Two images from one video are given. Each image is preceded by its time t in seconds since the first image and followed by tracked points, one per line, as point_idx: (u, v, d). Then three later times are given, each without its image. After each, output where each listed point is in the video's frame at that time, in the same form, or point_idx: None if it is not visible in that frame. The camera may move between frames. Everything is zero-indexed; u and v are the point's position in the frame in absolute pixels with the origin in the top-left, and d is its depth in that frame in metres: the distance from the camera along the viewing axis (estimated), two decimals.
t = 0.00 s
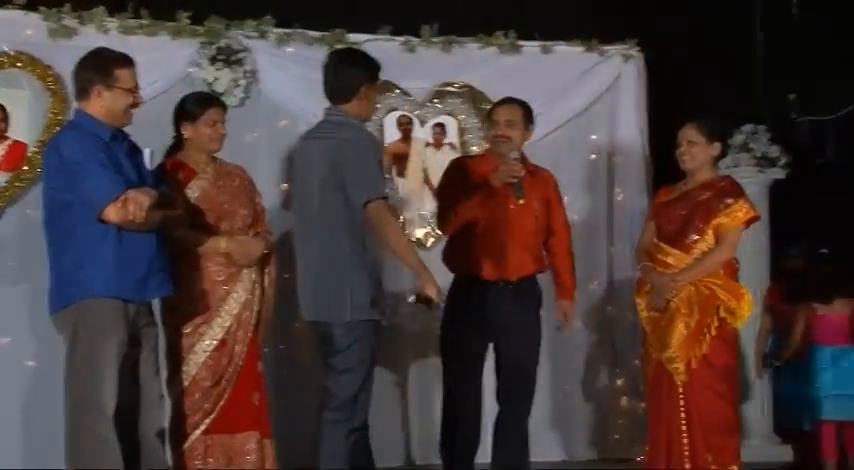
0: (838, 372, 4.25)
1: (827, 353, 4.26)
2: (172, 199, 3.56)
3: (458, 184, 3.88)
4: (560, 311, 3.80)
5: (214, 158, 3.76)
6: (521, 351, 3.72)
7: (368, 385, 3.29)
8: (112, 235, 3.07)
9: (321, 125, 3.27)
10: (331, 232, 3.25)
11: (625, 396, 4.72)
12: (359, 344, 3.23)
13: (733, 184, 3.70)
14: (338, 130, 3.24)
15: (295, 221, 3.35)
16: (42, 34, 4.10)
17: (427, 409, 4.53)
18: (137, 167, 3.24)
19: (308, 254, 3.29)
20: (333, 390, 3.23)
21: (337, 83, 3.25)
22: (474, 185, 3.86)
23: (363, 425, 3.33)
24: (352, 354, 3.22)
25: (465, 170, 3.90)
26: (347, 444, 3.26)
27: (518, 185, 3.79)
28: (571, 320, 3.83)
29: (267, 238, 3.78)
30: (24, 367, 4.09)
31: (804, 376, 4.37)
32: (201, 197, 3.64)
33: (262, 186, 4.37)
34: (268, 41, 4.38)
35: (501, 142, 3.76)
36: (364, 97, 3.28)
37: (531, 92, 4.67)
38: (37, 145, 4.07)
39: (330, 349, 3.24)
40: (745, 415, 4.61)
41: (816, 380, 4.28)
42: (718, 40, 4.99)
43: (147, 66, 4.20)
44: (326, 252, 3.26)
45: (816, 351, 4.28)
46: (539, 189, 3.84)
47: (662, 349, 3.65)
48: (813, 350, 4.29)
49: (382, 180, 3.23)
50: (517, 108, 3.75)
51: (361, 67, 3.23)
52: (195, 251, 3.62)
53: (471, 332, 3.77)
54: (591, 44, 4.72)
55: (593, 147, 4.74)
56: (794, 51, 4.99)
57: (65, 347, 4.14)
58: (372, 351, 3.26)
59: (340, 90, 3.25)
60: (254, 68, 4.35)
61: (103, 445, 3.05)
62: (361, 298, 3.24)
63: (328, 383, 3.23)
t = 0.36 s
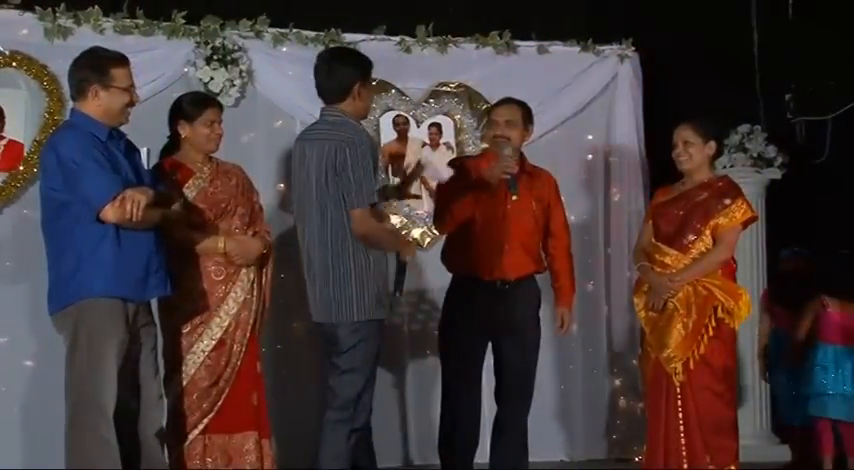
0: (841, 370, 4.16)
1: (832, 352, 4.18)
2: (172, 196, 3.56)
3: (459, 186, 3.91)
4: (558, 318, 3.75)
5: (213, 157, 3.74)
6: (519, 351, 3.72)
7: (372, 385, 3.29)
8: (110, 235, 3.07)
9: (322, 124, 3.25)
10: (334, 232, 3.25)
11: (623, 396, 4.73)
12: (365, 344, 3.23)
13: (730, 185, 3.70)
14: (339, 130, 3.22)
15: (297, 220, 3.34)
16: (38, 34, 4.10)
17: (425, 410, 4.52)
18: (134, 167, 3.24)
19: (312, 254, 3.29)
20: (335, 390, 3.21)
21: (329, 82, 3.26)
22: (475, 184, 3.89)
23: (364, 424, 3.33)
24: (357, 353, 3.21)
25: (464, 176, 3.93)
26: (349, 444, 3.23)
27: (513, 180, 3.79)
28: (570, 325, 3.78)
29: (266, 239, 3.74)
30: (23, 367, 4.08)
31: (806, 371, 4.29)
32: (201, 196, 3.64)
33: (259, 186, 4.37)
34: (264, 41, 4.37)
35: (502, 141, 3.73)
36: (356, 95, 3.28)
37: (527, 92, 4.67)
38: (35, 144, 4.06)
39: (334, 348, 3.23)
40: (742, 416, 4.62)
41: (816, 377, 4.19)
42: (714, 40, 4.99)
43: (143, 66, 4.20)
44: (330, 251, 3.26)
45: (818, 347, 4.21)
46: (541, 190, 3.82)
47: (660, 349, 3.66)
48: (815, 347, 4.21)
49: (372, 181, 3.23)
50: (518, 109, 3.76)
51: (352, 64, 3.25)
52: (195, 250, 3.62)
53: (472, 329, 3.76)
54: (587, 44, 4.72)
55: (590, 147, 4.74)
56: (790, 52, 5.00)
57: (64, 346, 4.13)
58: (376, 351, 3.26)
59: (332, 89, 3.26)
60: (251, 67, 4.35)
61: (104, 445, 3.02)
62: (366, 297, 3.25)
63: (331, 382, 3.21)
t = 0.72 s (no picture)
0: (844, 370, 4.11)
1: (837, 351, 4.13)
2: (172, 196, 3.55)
3: (452, 182, 3.88)
4: (555, 317, 3.75)
5: (215, 157, 3.74)
6: (519, 351, 3.72)
7: (373, 385, 3.29)
8: (110, 234, 3.07)
9: (326, 123, 3.27)
10: (338, 226, 3.25)
11: (622, 396, 4.73)
12: (366, 343, 3.23)
13: (730, 184, 3.70)
14: (350, 129, 3.23)
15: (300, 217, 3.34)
16: (38, 33, 4.10)
17: (424, 410, 4.52)
18: (135, 166, 3.24)
19: (314, 248, 3.28)
20: (337, 389, 3.22)
21: (332, 82, 3.25)
22: (470, 180, 3.87)
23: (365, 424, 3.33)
24: (359, 352, 3.21)
25: (458, 174, 3.90)
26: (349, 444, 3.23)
27: (500, 173, 3.84)
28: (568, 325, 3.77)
29: (266, 240, 3.73)
30: (22, 366, 4.08)
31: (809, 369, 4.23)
32: (201, 197, 3.64)
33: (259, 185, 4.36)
34: (264, 41, 4.38)
35: (499, 141, 3.75)
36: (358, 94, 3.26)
37: (527, 92, 4.68)
38: (34, 144, 4.06)
39: (336, 346, 3.23)
40: (741, 416, 4.64)
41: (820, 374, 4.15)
42: (713, 40, 4.99)
43: (142, 66, 4.20)
44: (333, 244, 3.25)
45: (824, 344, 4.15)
46: (537, 190, 3.82)
47: (660, 349, 3.66)
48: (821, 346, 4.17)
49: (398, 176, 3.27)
50: (514, 108, 3.76)
51: (356, 65, 3.23)
52: (196, 251, 3.61)
53: (472, 330, 3.75)
54: (586, 43, 4.72)
55: (589, 147, 4.75)
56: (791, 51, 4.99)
57: (64, 346, 4.13)
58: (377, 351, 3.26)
59: (337, 89, 3.25)
60: (251, 67, 4.35)
61: (103, 446, 3.02)
62: (370, 292, 3.24)
63: (332, 381, 3.22)
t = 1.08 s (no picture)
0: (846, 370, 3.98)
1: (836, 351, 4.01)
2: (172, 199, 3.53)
3: (448, 182, 3.87)
4: (550, 314, 3.74)
5: (215, 158, 3.74)
6: (519, 351, 3.72)
7: (376, 385, 3.27)
8: (110, 234, 3.07)
9: (333, 123, 3.25)
10: (348, 222, 3.23)
11: (623, 396, 4.72)
12: (371, 344, 3.22)
13: (730, 183, 3.70)
14: (369, 129, 3.21)
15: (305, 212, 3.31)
16: (38, 32, 4.10)
17: (424, 409, 4.52)
18: (135, 165, 3.24)
19: (325, 244, 3.25)
20: (340, 388, 3.20)
21: (342, 83, 3.23)
22: (465, 181, 3.86)
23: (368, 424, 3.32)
24: (365, 352, 3.21)
25: (454, 173, 3.88)
26: (353, 444, 3.22)
27: (494, 173, 3.83)
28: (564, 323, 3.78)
29: (265, 240, 3.72)
30: (22, 367, 4.08)
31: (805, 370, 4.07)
32: (199, 197, 3.64)
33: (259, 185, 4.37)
34: (264, 40, 4.38)
35: (494, 141, 3.75)
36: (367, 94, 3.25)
37: (526, 91, 4.68)
38: (34, 144, 4.06)
39: (342, 345, 3.22)
40: (741, 416, 4.65)
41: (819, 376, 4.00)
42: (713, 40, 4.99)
43: (142, 65, 4.20)
44: (343, 241, 3.24)
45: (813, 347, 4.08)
46: (532, 188, 3.82)
47: (659, 348, 3.66)
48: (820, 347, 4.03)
49: (419, 169, 3.27)
50: (512, 108, 3.76)
51: (367, 65, 3.22)
52: (196, 251, 3.60)
53: (472, 329, 3.76)
54: (586, 43, 4.73)
55: (589, 146, 4.75)
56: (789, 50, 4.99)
57: (64, 346, 4.13)
58: (380, 351, 3.25)
59: (346, 89, 3.23)
60: (251, 67, 4.35)
61: (103, 445, 3.02)
62: (380, 286, 3.24)
63: (336, 379, 3.21)
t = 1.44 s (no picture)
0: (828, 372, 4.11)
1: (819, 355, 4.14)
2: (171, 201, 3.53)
3: (443, 184, 3.90)
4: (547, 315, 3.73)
5: (216, 158, 3.75)
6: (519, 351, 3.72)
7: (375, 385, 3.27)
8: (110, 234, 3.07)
9: (336, 125, 3.24)
10: (347, 223, 3.23)
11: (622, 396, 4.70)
12: (370, 344, 3.23)
13: (729, 183, 3.69)
14: (371, 132, 3.21)
15: (305, 211, 3.31)
16: (38, 33, 4.10)
17: (424, 410, 4.52)
18: (135, 166, 3.24)
19: (324, 244, 3.25)
20: (339, 388, 3.20)
21: (352, 85, 3.22)
22: (459, 182, 3.88)
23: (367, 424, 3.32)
24: (363, 352, 3.21)
25: (449, 174, 3.91)
26: (353, 443, 3.22)
27: (485, 177, 3.84)
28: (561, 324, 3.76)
29: (265, 240, 3.71)
30: (23, 367, 4.08)
31: (788, 373, 4.21)
32: (197, 197, 3.64)
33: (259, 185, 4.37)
34: (264, 40, 4.38)
35: (490, 141, 3.78)
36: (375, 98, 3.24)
37: (526, 92, 4.68)
38: (35, 144, 4.06)
39: (341, 345, 3.22)
40: (741, 416, 4.65)
41: (805, 379, 4.14)
42: (713, 40, 4.99)
43: (143, 66, 4.20)
44: (342, 241, 3.24)
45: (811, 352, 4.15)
46: (529, 188, 3.80)
47: (659, 349, 3.66)
48: (806, 350, 4.16)
49: (418, 173, 3.28)
50: (509, 108, 3.76)
51: (375, 68, 3.21)
52: (194, 252, 3.60)
53: (471, 328, 3.77)
54: (586, 43, 4.73)
55: (589, 146, 4.75)
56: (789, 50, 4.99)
57: (64, 346, 4.13)
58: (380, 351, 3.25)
59: (351, 91, 3.22)
60: (251, 67, 4.35)
61: (103, 445, 3.02)
62: (378, 288, 3.24)
63: (336, 379, 3.21)
